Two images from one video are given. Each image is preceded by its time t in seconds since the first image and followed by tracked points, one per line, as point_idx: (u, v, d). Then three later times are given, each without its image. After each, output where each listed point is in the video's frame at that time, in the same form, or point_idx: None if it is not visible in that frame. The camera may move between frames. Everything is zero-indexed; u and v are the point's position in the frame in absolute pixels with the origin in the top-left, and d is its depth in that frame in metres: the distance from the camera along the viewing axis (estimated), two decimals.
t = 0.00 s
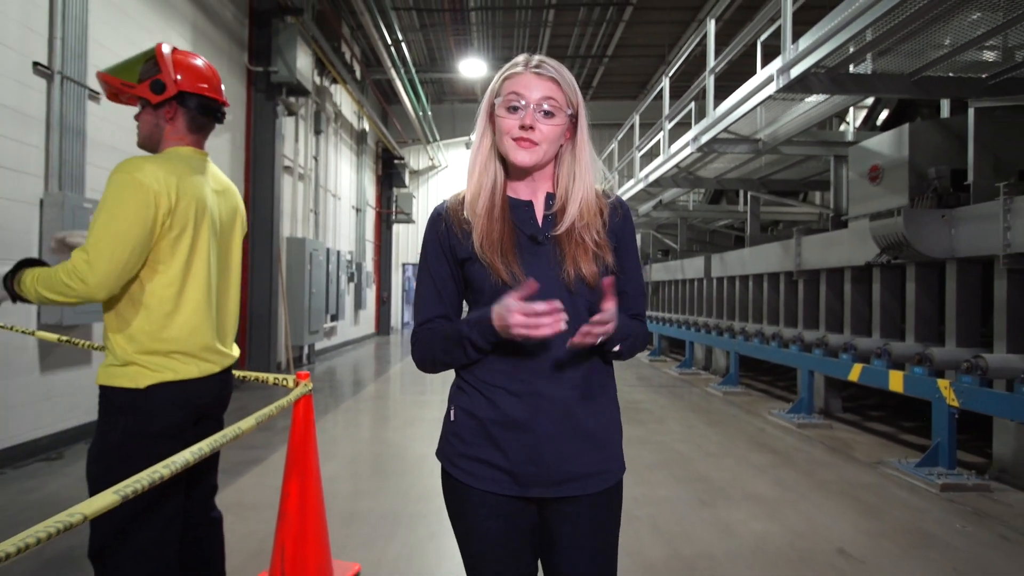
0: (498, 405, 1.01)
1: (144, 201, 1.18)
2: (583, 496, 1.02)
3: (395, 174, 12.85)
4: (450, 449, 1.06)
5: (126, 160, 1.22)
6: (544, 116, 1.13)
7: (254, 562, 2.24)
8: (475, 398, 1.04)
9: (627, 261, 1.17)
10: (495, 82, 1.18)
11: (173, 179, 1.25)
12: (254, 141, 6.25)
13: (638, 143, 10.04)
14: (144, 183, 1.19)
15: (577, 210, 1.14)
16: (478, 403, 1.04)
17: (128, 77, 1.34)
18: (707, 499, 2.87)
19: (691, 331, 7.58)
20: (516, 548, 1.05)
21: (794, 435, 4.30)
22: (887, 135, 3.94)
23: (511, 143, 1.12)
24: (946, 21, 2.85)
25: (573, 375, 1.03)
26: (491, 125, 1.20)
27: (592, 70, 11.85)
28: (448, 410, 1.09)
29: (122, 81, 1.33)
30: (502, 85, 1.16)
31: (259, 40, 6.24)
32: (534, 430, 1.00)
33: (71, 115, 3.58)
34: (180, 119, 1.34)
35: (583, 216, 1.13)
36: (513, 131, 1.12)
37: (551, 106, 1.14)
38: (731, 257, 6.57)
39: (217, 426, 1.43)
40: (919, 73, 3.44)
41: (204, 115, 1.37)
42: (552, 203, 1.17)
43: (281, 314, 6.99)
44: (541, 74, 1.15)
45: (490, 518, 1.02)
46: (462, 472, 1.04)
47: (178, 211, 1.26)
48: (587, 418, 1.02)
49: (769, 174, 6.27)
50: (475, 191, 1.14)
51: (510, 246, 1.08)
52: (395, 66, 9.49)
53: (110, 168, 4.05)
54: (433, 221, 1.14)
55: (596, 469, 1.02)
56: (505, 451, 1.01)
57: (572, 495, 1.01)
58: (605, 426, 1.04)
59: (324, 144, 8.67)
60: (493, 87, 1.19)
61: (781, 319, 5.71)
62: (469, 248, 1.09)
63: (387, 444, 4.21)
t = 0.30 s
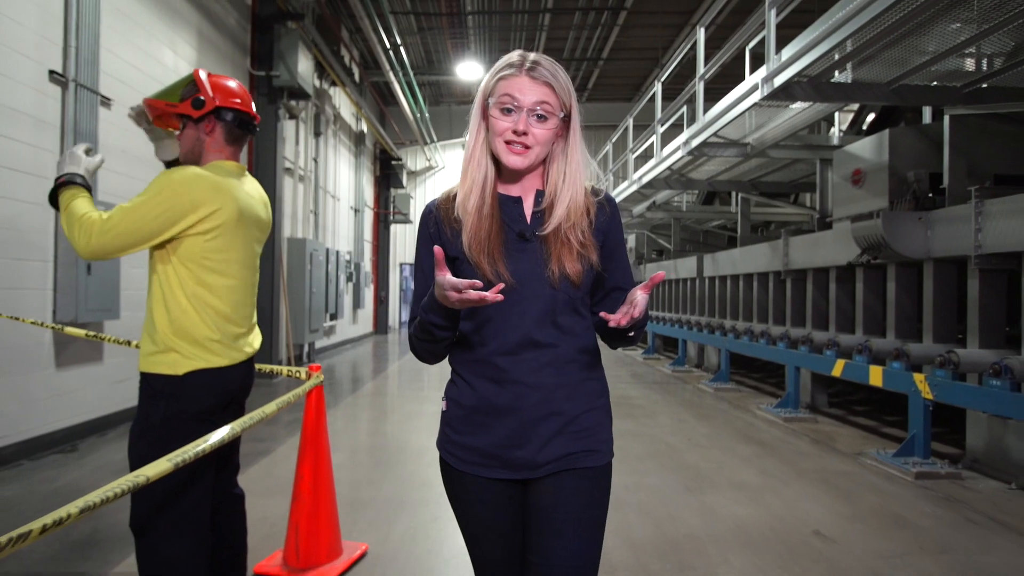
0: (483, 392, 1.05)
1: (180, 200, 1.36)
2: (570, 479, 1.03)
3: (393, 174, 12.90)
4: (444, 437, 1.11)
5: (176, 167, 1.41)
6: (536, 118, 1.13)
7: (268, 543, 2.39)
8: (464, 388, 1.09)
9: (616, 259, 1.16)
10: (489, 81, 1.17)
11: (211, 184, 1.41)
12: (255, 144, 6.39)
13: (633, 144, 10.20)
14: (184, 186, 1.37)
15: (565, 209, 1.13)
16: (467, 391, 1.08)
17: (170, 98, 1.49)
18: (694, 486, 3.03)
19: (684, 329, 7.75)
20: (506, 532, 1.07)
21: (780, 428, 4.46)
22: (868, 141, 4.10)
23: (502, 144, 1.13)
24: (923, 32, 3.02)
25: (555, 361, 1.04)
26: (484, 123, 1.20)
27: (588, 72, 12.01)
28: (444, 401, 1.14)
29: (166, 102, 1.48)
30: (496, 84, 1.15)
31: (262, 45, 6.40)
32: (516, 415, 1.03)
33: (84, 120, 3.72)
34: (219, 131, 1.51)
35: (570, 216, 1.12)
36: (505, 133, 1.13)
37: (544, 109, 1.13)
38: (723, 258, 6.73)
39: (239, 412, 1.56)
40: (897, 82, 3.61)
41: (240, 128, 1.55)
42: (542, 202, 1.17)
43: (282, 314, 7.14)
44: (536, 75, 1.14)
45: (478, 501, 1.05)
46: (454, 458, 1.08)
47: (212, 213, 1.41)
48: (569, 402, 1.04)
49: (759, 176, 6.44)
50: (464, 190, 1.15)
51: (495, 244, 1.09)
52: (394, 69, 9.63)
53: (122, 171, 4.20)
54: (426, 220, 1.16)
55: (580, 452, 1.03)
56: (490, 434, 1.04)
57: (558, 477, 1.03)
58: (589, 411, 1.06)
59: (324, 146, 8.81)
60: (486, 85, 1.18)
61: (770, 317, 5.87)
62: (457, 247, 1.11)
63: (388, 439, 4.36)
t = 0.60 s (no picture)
0: (470, 405, 1.05)
1: (209, 204, 1.50)
2: (555, 494, 1.03)
3: (393, 175, 13.08)
4: (434, 445, 1.12)
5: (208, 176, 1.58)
6: (524, 128, 1.13)
7: (280, 528, 2.54)
8: (452, 399, 1.08)
9: (605, 267, 1.15)
10: (477, 91, 1.17)
11: (237, 192, 1.55)
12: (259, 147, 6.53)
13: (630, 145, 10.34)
14: (209, 187, 1.52)
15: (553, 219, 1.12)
16: (454, 402, 1.08)
17: (204, 109, 1.66)
18: (683, 476, 3.18)
19: (679, 328, 7.90)
20: (493, 538, 1.08)
21: (771, 423, 4.60)
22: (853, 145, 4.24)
23: (491, 154, 1.13)
24: (902, 43, 3.17)
25: (543, 374, 1.04)
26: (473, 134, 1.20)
27: (585, 74, 12.15)
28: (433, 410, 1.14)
29: (199, 112, 1.64)
30: (483, 94, 1.15)
31: (265, 50, 6.53)
32: (503, 429, 1.03)
33: (98, 126, 3.87)
34: (243, 142, 1.67)
35: (558, 225, 1.12)
36: (494, 144, 1.13)
37: (532, 119, 1.13)
38: (717, 258, 6.88)
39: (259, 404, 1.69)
40: (879, 89, 3.77)
41: (260, 145, 1.70)
42: (530, 211, 1.17)
43: (286, 313, 7.28)
44: (523, 85, 1.14)
45: (466, 511, 1.07)
46: (443, 467, 1.09)
47: (230, 214, 1.53)
48: (556, 416, 1.04)
49: (752, 178, 6.59)
50: (453, 201, 1.15)
51: (483, 254, 1.09)
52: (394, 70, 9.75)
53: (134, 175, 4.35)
54: (417, 230, 1.17)
55: (566, 467, 1.03)
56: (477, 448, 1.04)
57: (544, 491, 1.03)
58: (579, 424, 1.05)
59: (325, 148, 8.95)
60: (474, 95, 1.18)
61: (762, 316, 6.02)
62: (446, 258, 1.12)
63: (390, 435, 4.50)
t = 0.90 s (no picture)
0: (464, 405, 1.01)
1: (240, 213, 1.65)
2: (552, 497, 1.00)
3: (395, 176, 13.25)
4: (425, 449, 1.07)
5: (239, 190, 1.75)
6: (528, 117, 1.11)
7: (293, 517, 2.66)
8: (444, 398, 1.04)
9: (605, 262, 1.11)
10: (481, 83, 1.16)
11: (265, 204, 1.70)
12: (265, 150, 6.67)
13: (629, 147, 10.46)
14: (239, 199, 1.67)
15: (554, 212, 1.09)
16: (445, 401, 1.04)
17: (235, 126, 1.81)
18: (679, 470, 3.31)
19: (677, 327, 8.03)
20: (485, 546, 1.04)
21: (765, 420, 4.72)
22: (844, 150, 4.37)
23: (493, 143, 1.11)
24: (890, 53, 3.29)
25: (539, 370, 1.01)
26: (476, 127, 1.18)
27: (586, 77, 12.29)
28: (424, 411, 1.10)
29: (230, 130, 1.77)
30: (487, 84, 1.14)
31: (272, 56, 6.67)
32: (497, 428, 0.99)
33: (114, 133, 4.01)
34: (271, 156, 1.83)
35: (560, 219, 1.08)
36: (496, 133, 1.11)
37: (536, 109, 1.11)
38: (714, 258, 7.00)
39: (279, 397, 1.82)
40: (868, 97, 3.90)
41: (285, 160, 1.87)
42: (531, 204, 1.13)
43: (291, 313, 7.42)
44: (527, 75, 1.12)
45: (459, 515, 1.02)
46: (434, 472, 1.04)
47: (258, 223, 1.67)
48: (554, 414, 1.00)
49: (748, 180, 6.72)
50: (452, 194, 1.13)
51: (479, 246, 1.06)
52: (397, 73, 9.88)
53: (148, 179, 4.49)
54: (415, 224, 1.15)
55: (564, 468, 1.00)
56: (470, 449, 1.00)
57: (541, 493, 0.99)
58: (577, 423, 1.02)
59: (329, 150, 9.09)
60: (478, 87, 1.17)
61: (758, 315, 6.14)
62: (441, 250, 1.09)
63: (394, 431, 4.63)
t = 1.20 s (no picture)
0: (473, 394, 1.06)
1: (263, 220, 1.78)
2: (553, 485, 1.06)
3: (397, 177, 13.38)
4: (427, 437, 1.11)
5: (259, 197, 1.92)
6: (528, 106, 1.16)
7: (305, 505, 2.80)
8: (452, 388, 1.10)
9: (612, 261, 1.16)
10: (481, 75, 1.20)
11: (286, 210, 1.83)
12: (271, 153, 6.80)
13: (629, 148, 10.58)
14: (262, 206, 1.80)
15: (561, 212, 1.14)
16: (454, 391, 1.10)
17: (252, 143, 1.94)
18: (674, 463, 3.44)
19: (675, 326, 8.16)
20: (482, 539, 1.06)
21: (759, 416, 4.85)
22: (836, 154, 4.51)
23: (496, 133, 1.15)
24: (881, 59, 3.37)
25: (547, 364, 1.07)
26: (478, 121, 1.23)
27: (586, 79, 12.41)
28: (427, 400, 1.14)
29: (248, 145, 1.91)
30: (485, 75, 1.19)
31: (278, 60, 6.80)
32: (506, 417, 1.05)
33: (129, 138, 4.16)
34: (288, 165, 1.96)
35: (565, 218, 1.14)
36: (497, 119, 1.15)
37: (535, 96, 1.16)
38: (711, 258, 7.12)
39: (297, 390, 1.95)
40: (858, 103, 4.03)
41: (301, 168, 2.00)
42: (538, 201, 1.18)
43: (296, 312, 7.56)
44: (523, 63, 1.18)
45: (460, 506, 1.05)
46: (436, 459, 1.07)
47: (279, 227, 1.81)
48: (559, 406, 1.07)
49: (745, 182, 6.84)
50: (458, 190, 1.17)
51: (489, 248, 1.11)
52: (400, 76, 9.99)
53: (160, 182, 4.63)
54: (421, 220, 1.19)
55: (565, 458, 1.06)
56: (478, 436, 1.05)
57: (543, 482, 1.05)
58: (579, 418, 1.10)
59: (333, 152, 9.22)
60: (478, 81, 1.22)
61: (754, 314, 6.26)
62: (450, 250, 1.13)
63: (399, 427, 4.77)
